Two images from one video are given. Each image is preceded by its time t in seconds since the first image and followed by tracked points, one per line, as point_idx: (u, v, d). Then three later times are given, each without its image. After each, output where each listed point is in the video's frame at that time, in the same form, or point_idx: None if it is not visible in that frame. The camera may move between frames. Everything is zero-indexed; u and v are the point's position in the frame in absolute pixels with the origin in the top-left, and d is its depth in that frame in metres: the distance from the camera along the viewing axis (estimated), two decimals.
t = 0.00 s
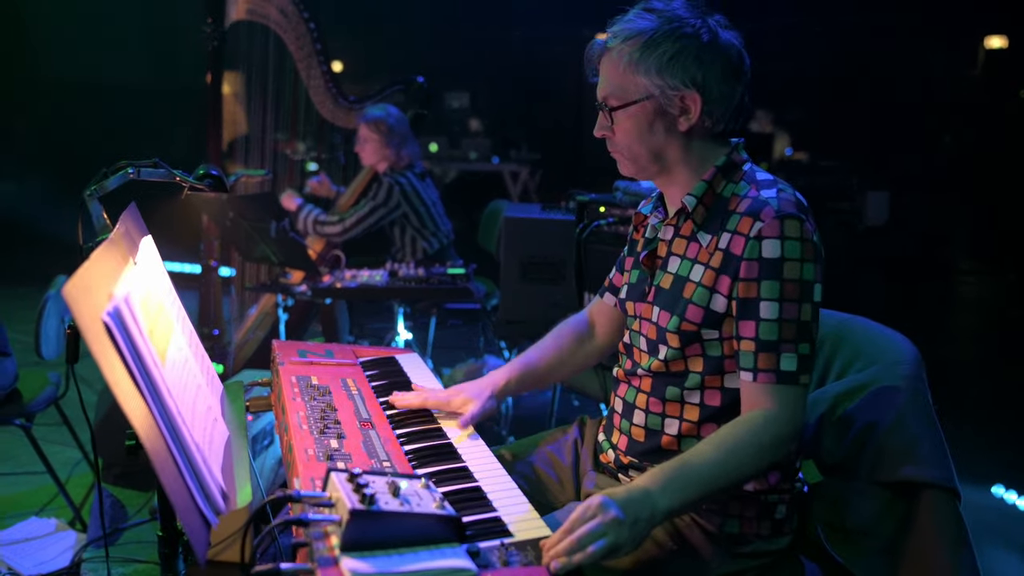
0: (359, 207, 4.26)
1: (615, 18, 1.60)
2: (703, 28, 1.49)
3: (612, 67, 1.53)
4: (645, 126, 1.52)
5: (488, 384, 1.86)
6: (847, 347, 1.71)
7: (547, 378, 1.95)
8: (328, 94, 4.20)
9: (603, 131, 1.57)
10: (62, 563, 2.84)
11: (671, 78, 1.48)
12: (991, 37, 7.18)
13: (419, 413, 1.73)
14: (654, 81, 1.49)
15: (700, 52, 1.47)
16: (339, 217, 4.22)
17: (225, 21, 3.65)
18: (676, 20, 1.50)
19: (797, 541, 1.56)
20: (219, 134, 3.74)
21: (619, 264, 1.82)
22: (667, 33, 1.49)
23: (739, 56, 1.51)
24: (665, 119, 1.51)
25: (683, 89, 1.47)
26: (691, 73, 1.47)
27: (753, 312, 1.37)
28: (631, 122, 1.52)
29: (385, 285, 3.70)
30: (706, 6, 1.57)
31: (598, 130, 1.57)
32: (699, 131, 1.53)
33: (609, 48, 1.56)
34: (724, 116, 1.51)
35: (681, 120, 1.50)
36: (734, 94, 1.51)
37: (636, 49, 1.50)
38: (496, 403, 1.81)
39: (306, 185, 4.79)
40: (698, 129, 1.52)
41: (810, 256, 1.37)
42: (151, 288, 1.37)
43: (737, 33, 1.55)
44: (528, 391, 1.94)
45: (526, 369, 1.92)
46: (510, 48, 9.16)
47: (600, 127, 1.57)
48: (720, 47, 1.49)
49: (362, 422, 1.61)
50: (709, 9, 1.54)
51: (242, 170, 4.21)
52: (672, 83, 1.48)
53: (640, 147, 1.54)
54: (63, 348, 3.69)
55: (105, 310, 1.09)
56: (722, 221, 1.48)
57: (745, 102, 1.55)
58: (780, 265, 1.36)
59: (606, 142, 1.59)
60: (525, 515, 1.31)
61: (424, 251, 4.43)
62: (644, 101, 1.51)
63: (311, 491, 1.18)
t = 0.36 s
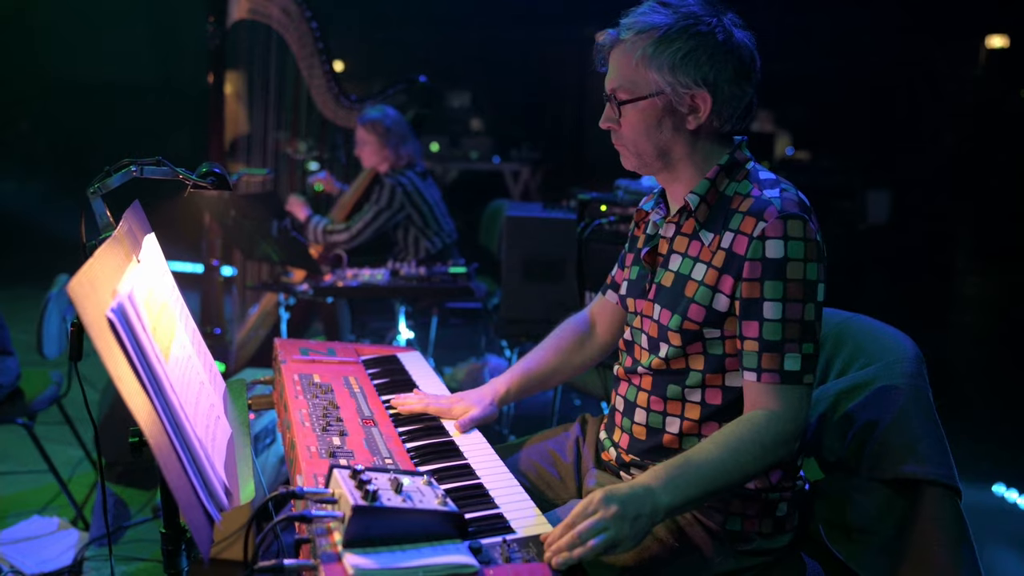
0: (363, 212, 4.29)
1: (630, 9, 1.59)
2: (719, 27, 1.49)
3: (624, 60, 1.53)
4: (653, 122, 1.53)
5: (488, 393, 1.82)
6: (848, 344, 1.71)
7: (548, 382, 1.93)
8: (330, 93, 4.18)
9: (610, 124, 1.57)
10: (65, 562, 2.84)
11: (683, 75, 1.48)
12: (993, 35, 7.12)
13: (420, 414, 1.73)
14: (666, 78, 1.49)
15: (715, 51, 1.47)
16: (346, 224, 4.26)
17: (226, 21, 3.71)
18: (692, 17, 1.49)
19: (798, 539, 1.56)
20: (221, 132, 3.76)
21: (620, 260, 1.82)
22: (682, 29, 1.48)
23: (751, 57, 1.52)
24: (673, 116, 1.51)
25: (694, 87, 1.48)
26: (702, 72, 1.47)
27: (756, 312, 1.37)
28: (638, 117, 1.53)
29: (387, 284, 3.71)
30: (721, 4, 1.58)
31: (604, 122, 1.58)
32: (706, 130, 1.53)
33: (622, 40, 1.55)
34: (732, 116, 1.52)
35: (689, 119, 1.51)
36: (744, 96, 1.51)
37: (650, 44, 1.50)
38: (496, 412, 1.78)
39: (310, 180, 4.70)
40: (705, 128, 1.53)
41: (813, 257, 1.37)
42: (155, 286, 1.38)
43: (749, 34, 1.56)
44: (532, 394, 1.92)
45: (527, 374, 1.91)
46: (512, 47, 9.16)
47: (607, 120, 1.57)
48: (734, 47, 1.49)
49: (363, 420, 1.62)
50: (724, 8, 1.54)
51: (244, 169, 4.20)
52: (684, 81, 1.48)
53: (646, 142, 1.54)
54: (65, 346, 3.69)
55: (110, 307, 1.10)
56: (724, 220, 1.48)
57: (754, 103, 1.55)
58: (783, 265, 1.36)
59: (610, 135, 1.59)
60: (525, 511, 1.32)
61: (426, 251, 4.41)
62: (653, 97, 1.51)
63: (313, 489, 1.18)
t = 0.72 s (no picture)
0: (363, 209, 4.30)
1: (650, 6, 1.59)
2: (740, 27, 1.49)
3: (644, 58, 1.54)
4: (672, 121, 1.53)
5: (489, 389, 1.84)
6: (850, 342, 1.71)
7: (549, 379, 1.93)
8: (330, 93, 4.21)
9: (627, 121, 1.57)
10: (65, 562, 2.85)
11: (703, 74, 1.48)
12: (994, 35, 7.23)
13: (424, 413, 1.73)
14: (685, 77, 1.49)
15: (735, 51, 1.47)
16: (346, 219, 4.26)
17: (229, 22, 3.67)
18: (713, 16, 1.49)
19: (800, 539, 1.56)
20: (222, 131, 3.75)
21: (631, 257, 1.83)
22: (703, 28, 1.48)
23: (771, 58, 1.52)
24: (692, 115, 1.52)
25: (714, 87, 1.48)
26: (723, 72, 1.47)
27: (768, 312, 1.37)
28: (656, 115, 1.54)
29: (387, 284, 3.70)
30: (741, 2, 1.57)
31: (621, 119, 1.58)
32: (724, 130, 1.54)
33: (642, 37, 1.56)
34: (751, 116, 1.52)
35: (708, 118, 1.51)
36: (763, 96, 1.51)
37: (670, 42, 1.50)
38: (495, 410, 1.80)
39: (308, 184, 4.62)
40: (723, 128, 1.53)
41: (827, 259, 1.37)
42: (155, 285, 1.38)
43: (769, 34, 1.56)
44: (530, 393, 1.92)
45: (527, 370, 1.91)
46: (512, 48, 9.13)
47: (623, 116, 1.58)
48: (754, 47, 1.49)
49: (364, 419, 1.62)
50: (744, 6, 1.53)
51: (246, 168, 4.20)
52: (704, 80, 1.48)
53: (664, 140, 1.55)
54: (66, 346, 3.70)
55: (109, 306, 1.10)
56: (741, 221, 1.49)
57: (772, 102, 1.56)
58: (798, 266, 1.36)
59: (627, 132, 1.60)
60: (530, 510, 1.32)
61: (426, 251, 4.41)
62: (673, 96, 1.51)
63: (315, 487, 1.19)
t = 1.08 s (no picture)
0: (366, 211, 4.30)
1: (653, 6, 1.61)
2: (741, 25, 1.50)
3: (645, 55, 1.55)
4: (672, 117, 1.54)
5: (482, 379, 1.87)
6: (851, 344, 1.71)
7: (545, 373, 1.95)
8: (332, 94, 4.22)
9: (628, 118, 1.58)
10: (68, 562, 2.85)
11: (703, 70, 1.49)
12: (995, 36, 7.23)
13: (428, 415, 1.73)
14: (685, 73, 1.50)
15: (735, 48, 1.48)
16: (349, 224, 4.25)
17: (230, 22, 3.64)
18: (714, 13, 1.50)
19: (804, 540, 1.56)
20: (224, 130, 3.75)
21: (632, 258, 1.84)
22: (704, 26, 1.50)
23: (773, 58, 1.52)
24: (691, 112, 1.52)
25: (713, 83, 1.49)
26: (723, 69, 1.48)
27: (770, 313, 1.37)
28: (656, 112, 1.54)
29: (389, 284, 3.70)
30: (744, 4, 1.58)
31: (623, 117, 1.59)
32: (724, 128, 1.54)
33: (645, 35, 1.58)
34: (751, 115, 1.52)
35: (708, 115, 1.51)
36: (764, 95, 1.52)
37: (671, 38, 1.52)
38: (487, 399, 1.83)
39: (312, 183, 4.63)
40: (723, 125, 1.53)
41: (829, 260, 1.37)
42: (158, 287, 1.38)
43: (772, 37, 1.57)
44: (527, 384, 1.95)
45: (523, 362, 1.93)
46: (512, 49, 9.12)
47: (625, 114, 1.59)
48: (755, 46, 1.50)
49: (367, 421, 1.62)
50: (746, 7, 1.55)
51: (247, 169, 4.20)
52: (704, 76, 1.49)
53: (664, 138, 1.55)
54: (68, 346, 3.70)
55: (113, 309, 1.10)
56: (742, 223, 1.49)
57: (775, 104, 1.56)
58: (800, 267, 1.36)
59: (629, 130, 1.61)
60: (533, 512, 1.32)
61: (429, 252, 4.44)
62: (672, 92, 1.52)
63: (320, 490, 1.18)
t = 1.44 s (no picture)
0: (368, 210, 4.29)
1: (630, 15, 1.59)
2: (718, 25, 1.49)
3: (626, 64, 1.53)
4: (659, 123, 1.52)
5: (500, 387, 1.84)
6: (861, 344, 1.72)
7: (559, 381, 1.93)
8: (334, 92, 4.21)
9: (618, 129, 1.57)
10: (70, 562, 2.84)
11: (684, 73, 1.47)
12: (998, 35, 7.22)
13: (433, 412, 1.73)
14: (667, 78, 1.49)
15: (715, 48, 1.47)
16: (351, 220, 4.24)
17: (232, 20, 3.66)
18: (691, 16, 1.49)
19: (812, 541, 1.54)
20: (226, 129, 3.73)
21: (635, 260, 1.82)
22: (681, 29, 1.48)
23: (754, 54, 1.50)
24: (678, 116, 1.51)
25: (696, 85, 1.47)
26: (704, 70, 1.47)
27: (772, 310, 1.36)
28: (645, 119, 1.53)
29: (393, 284, 3.69)
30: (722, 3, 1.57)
31: (612, 128, 1.57)
32: (713, 128, 1.52)
33: (624, 45, 1.56)
34: (740, 112, 1.50)
35: (695, 117, 1.50)
36: (748, 92, 1.50)
37: (650, 46, 1.50)
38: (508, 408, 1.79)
39: (313, 183, 4.70)
40: (711, 126, 1.51)
41: (830, 254, 1.36)
42: (165, 284, 1.37)
43: (753, 32, 1.55)
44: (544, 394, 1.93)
45: (539, 372, 1.91)
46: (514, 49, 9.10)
47: (614, 125, 1.57)
48: (735, 43, 1.48)
49: (374, 420, 1.61)
50: (723, 6, 1.54)
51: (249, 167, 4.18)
52: (685, 79, 1.47)
53: (654, 145, 1.54)
54: (71, 344, 3.69)
55: (121, 306, 1.09)
56: (742, 219, 1.48)
57: (762, 99, 1.54)
58: (800, 262, 1.35)
59: (620, 140, 1.59)
60: (543, 511, 1.31)
61: (431, 251, 4.41)
62: (657, 98, 1.51)
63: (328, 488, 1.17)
